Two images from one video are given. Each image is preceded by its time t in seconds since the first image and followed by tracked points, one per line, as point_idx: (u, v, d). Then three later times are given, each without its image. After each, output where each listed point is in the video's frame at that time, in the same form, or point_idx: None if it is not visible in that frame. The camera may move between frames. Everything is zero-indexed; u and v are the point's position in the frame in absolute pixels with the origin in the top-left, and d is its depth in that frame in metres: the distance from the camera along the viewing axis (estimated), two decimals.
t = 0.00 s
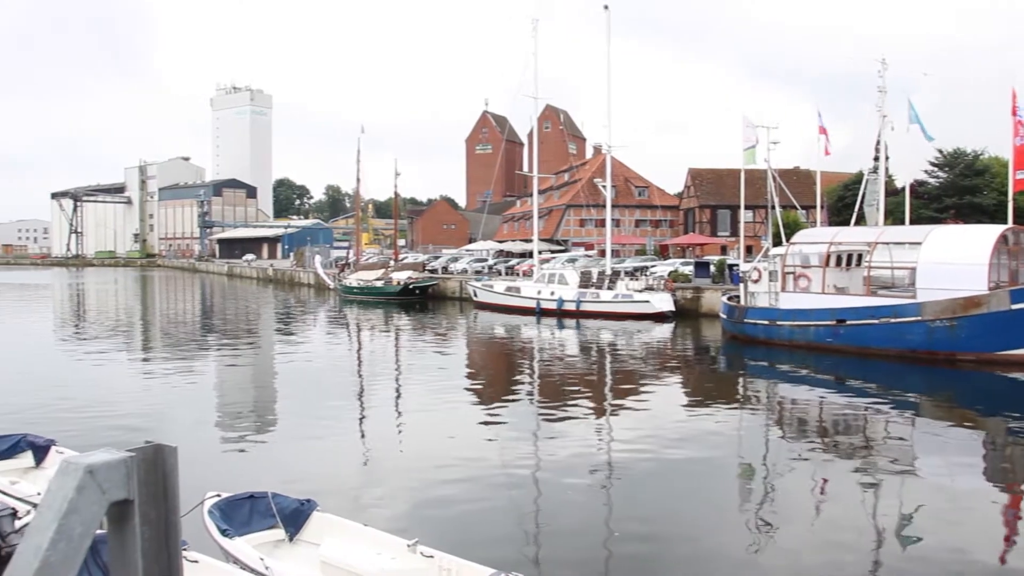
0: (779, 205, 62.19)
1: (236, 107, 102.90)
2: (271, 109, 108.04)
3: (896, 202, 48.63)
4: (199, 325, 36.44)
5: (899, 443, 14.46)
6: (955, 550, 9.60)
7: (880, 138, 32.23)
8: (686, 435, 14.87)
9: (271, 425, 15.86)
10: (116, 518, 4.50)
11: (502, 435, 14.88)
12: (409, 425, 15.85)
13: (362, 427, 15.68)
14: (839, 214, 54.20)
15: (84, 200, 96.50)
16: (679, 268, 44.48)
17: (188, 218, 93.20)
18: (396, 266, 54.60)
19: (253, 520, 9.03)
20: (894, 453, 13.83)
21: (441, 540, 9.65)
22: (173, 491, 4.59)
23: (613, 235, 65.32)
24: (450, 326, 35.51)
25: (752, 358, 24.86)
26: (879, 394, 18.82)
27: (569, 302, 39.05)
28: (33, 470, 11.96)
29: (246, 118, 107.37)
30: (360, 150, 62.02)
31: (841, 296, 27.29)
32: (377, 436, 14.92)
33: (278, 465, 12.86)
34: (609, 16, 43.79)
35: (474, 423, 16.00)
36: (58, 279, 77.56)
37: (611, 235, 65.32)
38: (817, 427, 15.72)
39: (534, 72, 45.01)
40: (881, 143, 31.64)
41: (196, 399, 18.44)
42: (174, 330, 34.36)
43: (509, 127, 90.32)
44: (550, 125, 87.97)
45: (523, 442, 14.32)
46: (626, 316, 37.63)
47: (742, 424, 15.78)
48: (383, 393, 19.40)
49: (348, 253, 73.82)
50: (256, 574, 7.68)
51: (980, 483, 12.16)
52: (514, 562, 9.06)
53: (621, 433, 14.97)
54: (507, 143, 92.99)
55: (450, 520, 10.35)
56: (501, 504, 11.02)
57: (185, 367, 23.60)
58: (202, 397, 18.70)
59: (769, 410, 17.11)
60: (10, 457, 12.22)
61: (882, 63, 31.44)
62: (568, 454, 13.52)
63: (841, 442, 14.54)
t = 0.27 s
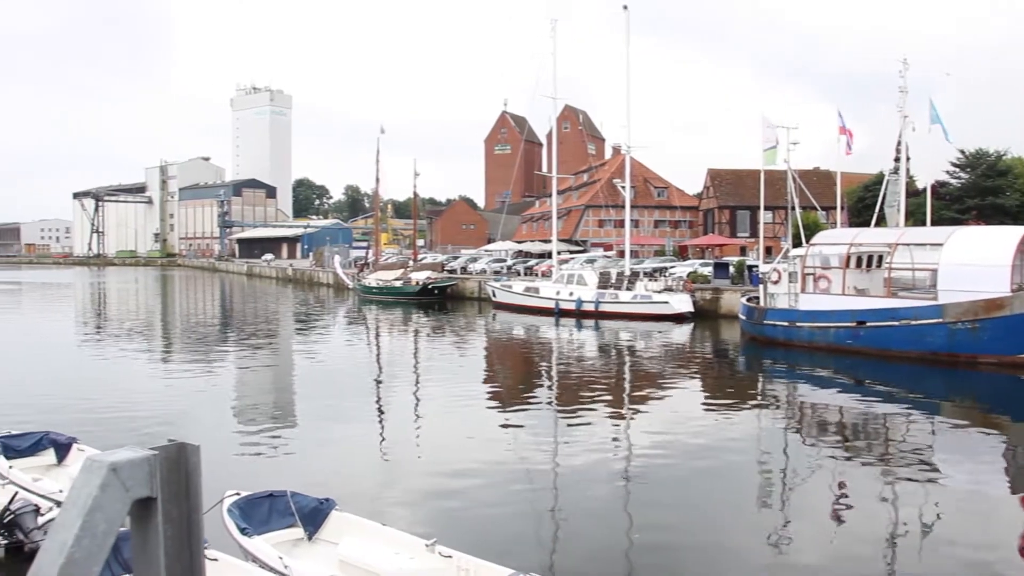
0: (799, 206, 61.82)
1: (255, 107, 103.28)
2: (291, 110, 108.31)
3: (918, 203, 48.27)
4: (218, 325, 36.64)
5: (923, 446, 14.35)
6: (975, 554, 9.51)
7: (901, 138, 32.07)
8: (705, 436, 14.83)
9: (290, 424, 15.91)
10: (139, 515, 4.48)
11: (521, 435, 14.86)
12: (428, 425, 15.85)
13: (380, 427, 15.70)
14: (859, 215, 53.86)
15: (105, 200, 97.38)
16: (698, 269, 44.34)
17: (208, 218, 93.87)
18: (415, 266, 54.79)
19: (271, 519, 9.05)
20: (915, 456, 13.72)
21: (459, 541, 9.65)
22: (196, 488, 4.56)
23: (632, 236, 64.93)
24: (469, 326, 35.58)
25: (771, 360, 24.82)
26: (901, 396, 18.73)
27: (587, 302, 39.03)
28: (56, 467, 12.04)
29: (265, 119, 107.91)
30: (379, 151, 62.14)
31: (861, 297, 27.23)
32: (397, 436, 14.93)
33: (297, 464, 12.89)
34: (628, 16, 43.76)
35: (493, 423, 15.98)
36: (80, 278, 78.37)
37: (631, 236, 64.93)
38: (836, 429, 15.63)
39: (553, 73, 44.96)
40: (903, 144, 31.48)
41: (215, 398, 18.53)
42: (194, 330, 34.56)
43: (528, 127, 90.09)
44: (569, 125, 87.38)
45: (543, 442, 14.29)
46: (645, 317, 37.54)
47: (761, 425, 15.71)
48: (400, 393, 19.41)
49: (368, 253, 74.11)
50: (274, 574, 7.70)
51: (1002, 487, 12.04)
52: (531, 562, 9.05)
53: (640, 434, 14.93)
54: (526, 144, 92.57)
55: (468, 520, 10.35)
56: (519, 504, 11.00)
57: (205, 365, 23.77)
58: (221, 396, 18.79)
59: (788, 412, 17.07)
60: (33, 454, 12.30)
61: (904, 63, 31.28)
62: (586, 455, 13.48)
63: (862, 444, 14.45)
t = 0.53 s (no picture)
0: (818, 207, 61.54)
1: (275, 108, 103.74)
2: (310, 110, 108.68)
3: (939, 203, 47.93)
4: (238, 324, 36.85)
5: (944, 448, 14.24)
6: (996, 559, 9.39)
7: (923, 138, 31.90)
8: (723, 437, 14.75)
9: (308, 423, 15.95)
10: (161, 514, 4.43)
11: (539, 435, 14.84)
12: (446, 425, 15.86)
13: (398, 426, 15.73)
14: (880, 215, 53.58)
15: (125, 200, 98.15)
16: (717, 269, 44.18)
17: (227, 218, 94.40)
18: (434, 266, 54.86)
19: (290, 518, 9.08)
20: (936, 459, 13.60)
21: (476, 541, 9.63)
22: (217, 487, 4.48)
23: (650, 237, 64.70)
24: (487, 326, 35.60)
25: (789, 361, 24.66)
26: (922, 398, 18.55)
27: (606, 303, 38.96)
28: (77, 464, 12.10)
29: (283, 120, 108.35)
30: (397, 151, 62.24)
31: (881, 298, 27.07)
32: (415, 436, 14.93)
33: (315, 463, 12.94)
34: (646, 16, 43.70)
35: (510, 423, 15.98)
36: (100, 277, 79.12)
37: (649, 237, 64.71)
38: (856, 431, 15.52)
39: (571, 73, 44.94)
40: (924, 144, 31.30)
41: (233, 397, 18.61)
42: (212, 329, 34.77)
43: (546, 128, 89.90)
44: (588, 126, 86.97)
45: (562, 443, 14.25)
46: (664, 318, 37.45)
47: (779, 426, 15.66)
48: (418, 393, 19.43)
49: (386, 253, 74.26)
50: (293, 572, 7.73)
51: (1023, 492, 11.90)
52: (548, 563, 9.04)
53: (659, 435, 14.87)
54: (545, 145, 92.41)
55: (486, 520, 10.34)
56: (535, 504, 11.00)
57: (224, 364, 23.91)
58: (238, 395, 18.85)
59: (807, 413, 16.98)
60: (55, 452, 12.40)
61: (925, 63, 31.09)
62: (603, 455, 13.45)
63: (881, 447, 14.34)
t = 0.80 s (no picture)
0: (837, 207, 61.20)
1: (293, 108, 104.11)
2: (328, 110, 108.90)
3: (960, 203, 47.54)
4: (256, 323, 37.02)
5: (964, 451, 14.14)
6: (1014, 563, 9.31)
7: (943, 138, 31.69)
8: (739, 438, 14.72)
9: (326, 422, 16.00)
10: (181, 512, 4.42)
11: (556, 435, 14.84)
12: (464, 425, 15.88)
13: (416, 425, 15.76)
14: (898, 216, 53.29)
15: (144, 200, 98.93)
16: (734, 270, 44.03)
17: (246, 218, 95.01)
18: (451, 266, 54.96)
19: (308, 516, 9.10)
20: (954, 461, 13.50)
21: (492, 541, 9.62)
22: (237, 486, 4.47)
23: (668, 237, 64.31)
24: (505, 326, 35.55)
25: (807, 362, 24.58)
26: (942, 400, 18.42)
27: (623, 303, 38.90)
28: (97, 462, 12.17)
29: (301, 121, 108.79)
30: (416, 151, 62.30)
31: (900, 300, 26.97)
32: (431, 435, 14.96)
33: (333, 462, 12.97)
34: (664, 16, 43.64)
35: (528, 423, 15.99)
36: (120, 276, 79.82)
37: (667, 237, 64.27)
38: (874, 433, 15.45)
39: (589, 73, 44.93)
40: (944, 144, 31.10)
41: (250, 396, 18.69)
42: (230, 328, 34.90)
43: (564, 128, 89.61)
44: (606, 126, 86.70)
45: (577, 443, 14.25)
46: (682, 318, 37.35)
47: (798, 428, 15.61)
48: (436, 393, 19.46)
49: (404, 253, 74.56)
50: (312, 570, 7.75)
51: None
52: (564, 564, 9.01)
53: (675, 435, 14.86)
54: (562, 145, 92.15)
55: (503, 519, 10.34)
56: (553, 504, 10.99)
57: (242, 363, 24.02)
58: (255, 394, 18.92)
59: (825, 414, 16.90)
60: (75, 449, 12.46)
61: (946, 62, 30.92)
62: (621, 456, 13.44)
63: (899, 449, 14.26)
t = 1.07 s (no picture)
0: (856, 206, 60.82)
1: (309, 108, 104.45)
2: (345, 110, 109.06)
3: (981, 203, 47.11)
4: (275, 322, 37.22)
5: (985, 453, 14.00)
6: None
7: (963, 137, 31.44)
8: (756, 438, 14.68)
9: (343, 421, 16.02)
10: (203, 509, 4.38)
11: (573, 435, 14.81)
12: (481, 424, 15.86)
13: (432, 424, 15.76)
14: (917, 215, 52.89)
15: (162, 200, 99.56)
16: (752, 270, 43.85)
17: (263, 217, 95.47)
18: (468, 266, 54.98)
19: (325, 515, 9.12)
20: (974, 463, 13.40)
21: (509, 541, 9.62)
22: (258, 484, 4.42)
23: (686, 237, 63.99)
24: (521, 326, 35.54)
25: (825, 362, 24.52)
26: (962, 401, 18.32)
27: (641, 303, 38.83)
28: (116, 460, 12.23)
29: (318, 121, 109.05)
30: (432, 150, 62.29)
31: (920, 300, 26.81)
32: (448, 434, 15.00)
33: (349, 461, 13.00)
34: (682, 15, 43.51)
35: (545, 422, 15.95)
36: (138, 275, 80.34)
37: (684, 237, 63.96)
38: (893, 433, 15.37)
39: (606, 73, 44.84)
40: (965, 143, 30.86)
41: (267, 395, 18.77)
42: (248, 327, 35.08)
43: (582, 128, 89.15)
44: (623, 125, 86.28)
45: (594, 443, 14.24)
46: (700, 318, 37.29)
47: (815, 428, 15.53)
48: (452, 392, 19.46)
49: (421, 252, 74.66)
50: (329, 569, 7.75)
51: None
52: (581, 565, 8.96)
53: (691, 435, 14.84)
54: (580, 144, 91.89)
55: (520, 519, 10.32)
56: (568, 504, 10.97)
57: (259, 362, 24.12)
58: (272, 393, 18.99)
59: (843, 415, 16.79)
60: (95, 447, 12.54)
61: (966, 61, 30.68)
62: (637, 456, 13.40)
63: (918, 450, 14.17)
